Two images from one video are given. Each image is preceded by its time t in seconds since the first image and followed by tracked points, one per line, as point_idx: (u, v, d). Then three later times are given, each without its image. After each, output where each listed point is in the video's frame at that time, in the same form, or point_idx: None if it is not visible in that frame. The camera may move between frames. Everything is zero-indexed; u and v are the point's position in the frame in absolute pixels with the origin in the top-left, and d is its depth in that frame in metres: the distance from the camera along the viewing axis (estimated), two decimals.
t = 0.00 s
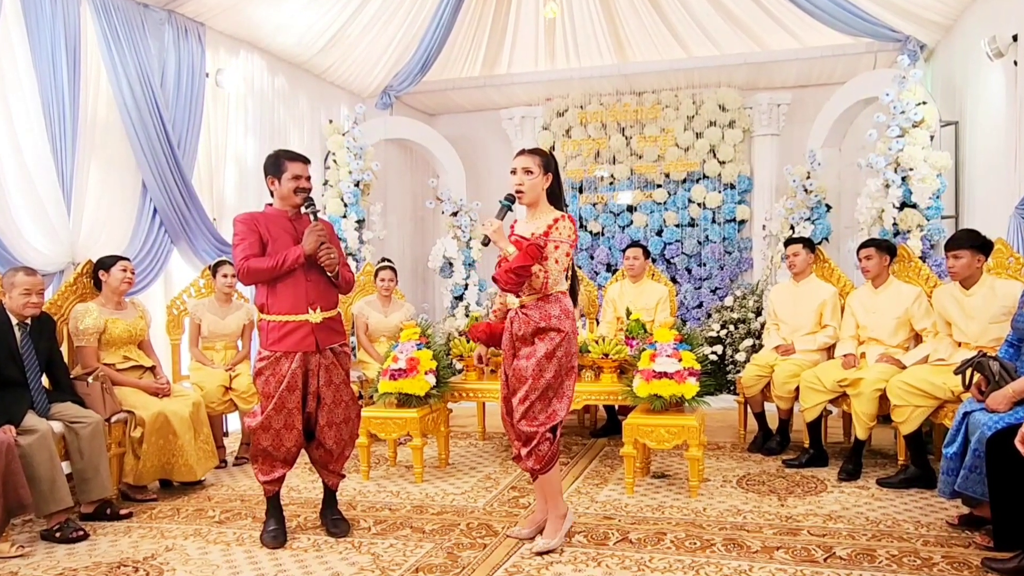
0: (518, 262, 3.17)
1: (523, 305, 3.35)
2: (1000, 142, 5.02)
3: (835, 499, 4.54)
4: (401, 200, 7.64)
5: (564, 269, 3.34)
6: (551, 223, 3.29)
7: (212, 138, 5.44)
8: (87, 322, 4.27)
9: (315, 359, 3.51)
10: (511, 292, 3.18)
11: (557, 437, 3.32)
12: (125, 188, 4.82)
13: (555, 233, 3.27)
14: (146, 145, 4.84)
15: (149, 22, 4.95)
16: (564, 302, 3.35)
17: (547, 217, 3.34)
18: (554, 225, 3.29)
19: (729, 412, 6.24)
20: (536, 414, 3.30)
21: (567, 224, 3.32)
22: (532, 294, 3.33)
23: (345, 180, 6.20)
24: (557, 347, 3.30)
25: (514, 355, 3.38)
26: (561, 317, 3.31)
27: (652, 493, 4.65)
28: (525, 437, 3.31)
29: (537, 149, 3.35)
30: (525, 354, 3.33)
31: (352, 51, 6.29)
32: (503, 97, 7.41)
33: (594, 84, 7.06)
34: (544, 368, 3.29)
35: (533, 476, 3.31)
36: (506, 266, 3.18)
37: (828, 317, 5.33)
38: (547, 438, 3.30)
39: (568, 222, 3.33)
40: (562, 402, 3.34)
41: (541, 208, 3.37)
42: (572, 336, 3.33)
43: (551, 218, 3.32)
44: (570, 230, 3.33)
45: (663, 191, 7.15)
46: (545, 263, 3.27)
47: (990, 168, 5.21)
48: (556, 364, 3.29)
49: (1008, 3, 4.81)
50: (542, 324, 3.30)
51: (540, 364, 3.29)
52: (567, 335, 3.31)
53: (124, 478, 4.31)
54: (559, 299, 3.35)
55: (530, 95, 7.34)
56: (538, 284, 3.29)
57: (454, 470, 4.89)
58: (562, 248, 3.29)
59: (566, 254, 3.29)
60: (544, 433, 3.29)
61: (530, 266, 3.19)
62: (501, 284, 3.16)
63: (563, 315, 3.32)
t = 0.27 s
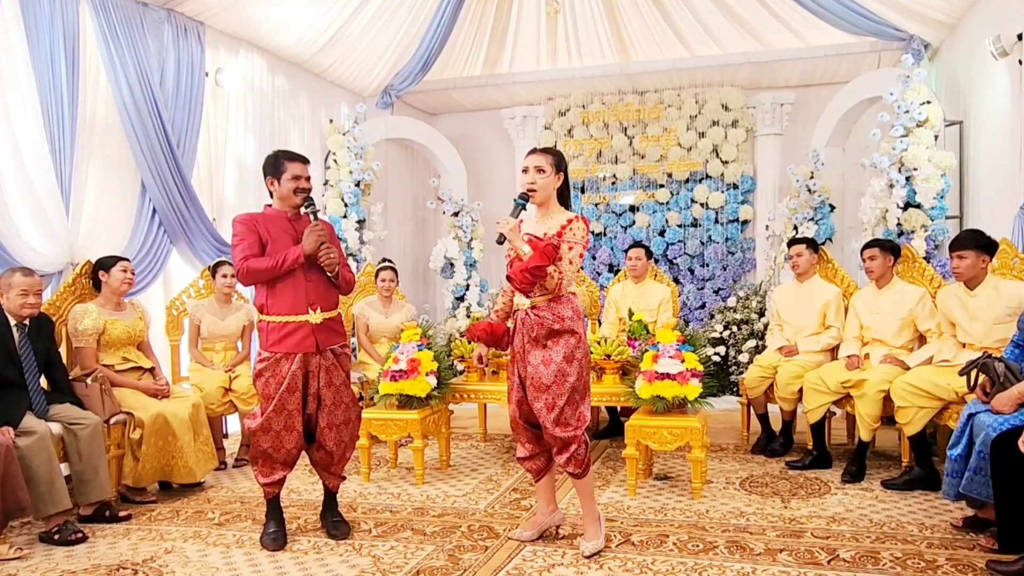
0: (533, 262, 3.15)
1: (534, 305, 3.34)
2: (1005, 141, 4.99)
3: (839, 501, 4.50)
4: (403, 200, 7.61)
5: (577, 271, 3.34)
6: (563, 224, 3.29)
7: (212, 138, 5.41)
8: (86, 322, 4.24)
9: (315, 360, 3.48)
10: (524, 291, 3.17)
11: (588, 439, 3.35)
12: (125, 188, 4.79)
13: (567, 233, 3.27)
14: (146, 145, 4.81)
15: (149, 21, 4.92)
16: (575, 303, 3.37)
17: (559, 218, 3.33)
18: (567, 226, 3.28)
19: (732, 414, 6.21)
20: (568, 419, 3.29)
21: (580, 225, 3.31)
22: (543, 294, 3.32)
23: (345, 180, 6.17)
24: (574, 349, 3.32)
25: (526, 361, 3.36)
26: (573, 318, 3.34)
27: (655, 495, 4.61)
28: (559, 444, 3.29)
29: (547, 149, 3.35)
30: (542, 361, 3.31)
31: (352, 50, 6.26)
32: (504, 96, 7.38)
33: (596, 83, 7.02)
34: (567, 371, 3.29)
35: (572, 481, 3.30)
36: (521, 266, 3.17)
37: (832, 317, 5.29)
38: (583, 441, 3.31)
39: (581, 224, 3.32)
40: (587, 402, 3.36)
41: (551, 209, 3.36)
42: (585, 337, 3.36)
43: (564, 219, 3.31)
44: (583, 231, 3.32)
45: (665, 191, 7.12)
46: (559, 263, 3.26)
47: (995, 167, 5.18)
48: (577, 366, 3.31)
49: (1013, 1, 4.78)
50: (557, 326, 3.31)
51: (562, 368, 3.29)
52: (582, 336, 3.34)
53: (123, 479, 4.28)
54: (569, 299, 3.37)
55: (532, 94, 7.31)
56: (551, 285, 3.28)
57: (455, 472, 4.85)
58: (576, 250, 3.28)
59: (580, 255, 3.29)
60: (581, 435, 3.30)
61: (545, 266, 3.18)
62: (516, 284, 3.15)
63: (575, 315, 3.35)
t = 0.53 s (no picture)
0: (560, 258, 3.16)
1: (556, 304, 3.32)
2: (1010, 140, 4.95)
3: (842, 503, 4.47)
4: (404, 201, 7.58)
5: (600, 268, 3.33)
6: (584, 221, 3.29)
7: (212, 138, 5.38)
8: (85, 323, 4.21)
9: (314, 360, 3.45)
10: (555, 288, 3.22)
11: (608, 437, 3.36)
12: (124, 188, 4.77)
13: (589, 230, 3.27)
14: (145, 145, 4.78)
15: (148, 20, 4.90)
16: (595, 301, 3.38)
17: (578, 214, 3.34)
18: (588, 223, 3.29)
19: (735, 415, 6.17)
20: (593, 419, 3.30)
21: (601, 222, 3.31)
22: (565, 292, 3.31)
23: (346, 180, 6.15)
24: (597, 350, 3.31)
25: (547, 362, 3.32)
26: (595, 317, 3.34)
27: (657, 497, 4.58)
28: (584, 444, 3.28)
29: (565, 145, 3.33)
30: (565, 363, 3.28)
31: (353, 49, 6.23)
32: (506, 95, 7.35)
33: (598, 82, 6.99)
34: (591, 372, 3.29)
35: (592, 480, 3.29)
36: (549, 262, 3.20)
37: (836, 318, 5.26)
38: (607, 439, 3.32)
39: (602, 221, 3.32)
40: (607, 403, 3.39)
41: (569, 206, 3.36)
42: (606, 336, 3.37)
43: (584, 216, 3.32)
44: (605, 228, 3.33)
45: (668, 191, 7.08)
46: (584, 260, 3.27)
47: (1000, 167, 5.14)
48: (601, 365, 3.31)
49: None
50: (580, 326, 3.29)
51: (586, 369, 3.28)
52: (603, 336, 3.34)
53: (122, 481, 4.25)
54: (589, 298, 3.37)
55: (533, 93, 7.27)
56: (577, 282, 3.29)
57: (456, 474, 4.82)
58: (598, 246, 3.28)
59: (603, 252, 3.29)
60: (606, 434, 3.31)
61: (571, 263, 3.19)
62: (546, 280, 3.19)
63: (595, 314, 3.35)
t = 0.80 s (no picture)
0: (588, 253, 3.06)
1: (579, 305, 3.29)
2: (1015, 139, 4.92)
3: (846, 505, 4.43)
4: (405, 201, 7.56)
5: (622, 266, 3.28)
6: (604, 219, 3.25)
7: (211, 138, 5.36)
8: (84, 324, 4.18)
9: (301, 362, 3.40)
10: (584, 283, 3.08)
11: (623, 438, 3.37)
12: (123, 189, 4.74)
13: (610, 227, 3.22)
14: (144, 144, 4.76)
15: (147, 19, 4.87)
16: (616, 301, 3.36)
17: (597, 213, 3.29)
18: (607, 220, 3.25)
19: (738, 417, 6.13)
20: (612, 421, 3.30)
21: (620, 220, 3.27)
22: (587, 293, 3.29)
23: (346, 180, 6.12)
24: (619, 351, 3.30)
25: (567, 364, 3.30)
26: (617, 317, 3.31)
27: (660, 499, 4.55)
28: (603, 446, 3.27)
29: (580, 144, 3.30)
30: (587, 366, 3.27)
31: (354, 48, 6.21)
32: (507, 94, 7.32)
33: (600, 81, 6.96)
34: (612, 373, 3.28)
35: (600, 483, 3.29)
36: (576, 259, 3.08)
37: (839, 319, 5.22)
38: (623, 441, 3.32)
39: (622, 218, 3.28)
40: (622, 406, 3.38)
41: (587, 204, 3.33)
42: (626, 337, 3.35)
43: (602, 214, 3.28)
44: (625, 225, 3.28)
45: (670, 191, 7.05)
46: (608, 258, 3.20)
47: (1005, 166, 5.11)
48: (622, 366, 3.31)
49: None
50: (603, 326, 3.27)
51: (607, 371, 3.27)
52: (624, 337, 3.33)
53: (121, 484, 4.22)
54: (612, 297, 3.34)
55: (535, 93, 7.24)
56: (601, 280, 3.26)
57: (458, 476, 4.79)
58: (620, 244, 3.22)
59: (625, 249, 3.23)
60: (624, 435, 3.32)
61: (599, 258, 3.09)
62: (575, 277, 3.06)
63: (617, 315, 3.33)
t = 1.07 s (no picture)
0: (609, 249, 3.10)
1: (596, 306, 3.27)
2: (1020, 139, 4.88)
3: (850, 507, 4.40)
4: (405, 201, 7.53)
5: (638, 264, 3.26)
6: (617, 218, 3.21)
7: (210, 137, 5.33)
8: (83, 325, 4.15)
9: (291, 365, 3.37)
10: (606, 277, 3.13)
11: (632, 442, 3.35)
12: (121, 189, 4.71)
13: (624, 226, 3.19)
14: (143, 144, 4.73)
15: (146, 18, 4.85)
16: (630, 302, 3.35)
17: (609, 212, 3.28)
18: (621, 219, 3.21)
19: (741, 418, 6.10)
20: (626, 423, 3.28)
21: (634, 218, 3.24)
22: (603, 294, 3.27)
23: (347, 180, 6.09)
24: (635, 353, 3.29)
25: (583, 366, 3.27)
26: (633, 318, 3.30)
27: (662, 501, 4.51)
28: (617, 449, 3.25)
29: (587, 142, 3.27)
30: (604, 368, 3.25)
31: (354, 47, 6.18)
32: (509, 94, 7.29)
33: (603, 81, 6.93)
34: (629, 376, 3.26)
35: (607, 486, 3.27)
36: (595, 255, 3.12)
37: (843, 320, 5.19)
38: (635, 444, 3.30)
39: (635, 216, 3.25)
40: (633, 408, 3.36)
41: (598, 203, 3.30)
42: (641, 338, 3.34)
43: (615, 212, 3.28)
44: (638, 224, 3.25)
45: (673, 191, 7.02)
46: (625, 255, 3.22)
47: (1010, 166, 5.07)
48: (638, 369, 3.29)
49: None
50: (620, 328, 3.26)
51: (624, 373, 3.25)
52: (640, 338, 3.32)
53: (120, 485, 4.20)
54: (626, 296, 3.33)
55: (537, 92, 7.21)
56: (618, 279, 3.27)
57: (459, 477, 4.76)
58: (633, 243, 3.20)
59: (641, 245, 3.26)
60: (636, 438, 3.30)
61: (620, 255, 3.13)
62: (596, 272, 3.11)
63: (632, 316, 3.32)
